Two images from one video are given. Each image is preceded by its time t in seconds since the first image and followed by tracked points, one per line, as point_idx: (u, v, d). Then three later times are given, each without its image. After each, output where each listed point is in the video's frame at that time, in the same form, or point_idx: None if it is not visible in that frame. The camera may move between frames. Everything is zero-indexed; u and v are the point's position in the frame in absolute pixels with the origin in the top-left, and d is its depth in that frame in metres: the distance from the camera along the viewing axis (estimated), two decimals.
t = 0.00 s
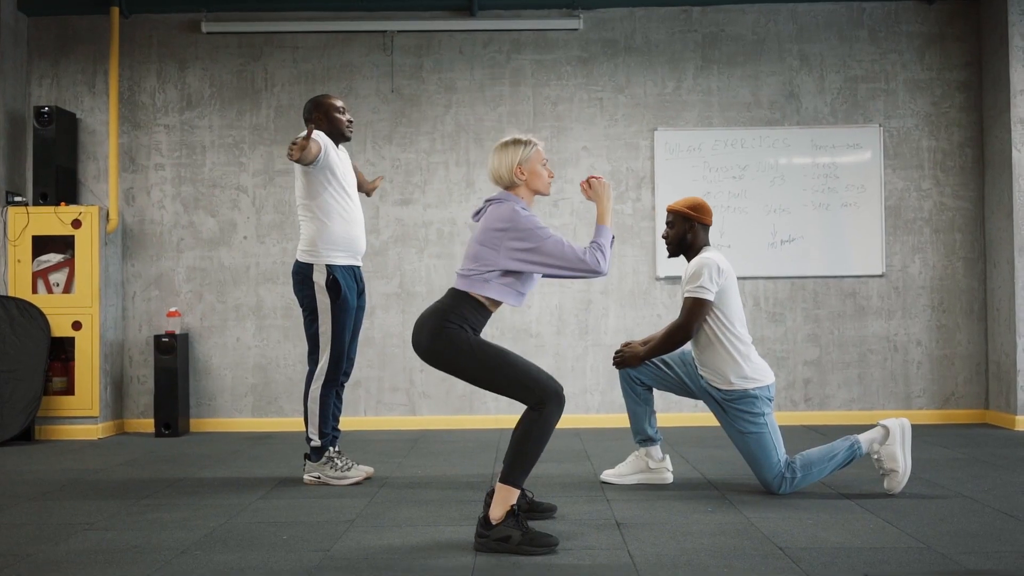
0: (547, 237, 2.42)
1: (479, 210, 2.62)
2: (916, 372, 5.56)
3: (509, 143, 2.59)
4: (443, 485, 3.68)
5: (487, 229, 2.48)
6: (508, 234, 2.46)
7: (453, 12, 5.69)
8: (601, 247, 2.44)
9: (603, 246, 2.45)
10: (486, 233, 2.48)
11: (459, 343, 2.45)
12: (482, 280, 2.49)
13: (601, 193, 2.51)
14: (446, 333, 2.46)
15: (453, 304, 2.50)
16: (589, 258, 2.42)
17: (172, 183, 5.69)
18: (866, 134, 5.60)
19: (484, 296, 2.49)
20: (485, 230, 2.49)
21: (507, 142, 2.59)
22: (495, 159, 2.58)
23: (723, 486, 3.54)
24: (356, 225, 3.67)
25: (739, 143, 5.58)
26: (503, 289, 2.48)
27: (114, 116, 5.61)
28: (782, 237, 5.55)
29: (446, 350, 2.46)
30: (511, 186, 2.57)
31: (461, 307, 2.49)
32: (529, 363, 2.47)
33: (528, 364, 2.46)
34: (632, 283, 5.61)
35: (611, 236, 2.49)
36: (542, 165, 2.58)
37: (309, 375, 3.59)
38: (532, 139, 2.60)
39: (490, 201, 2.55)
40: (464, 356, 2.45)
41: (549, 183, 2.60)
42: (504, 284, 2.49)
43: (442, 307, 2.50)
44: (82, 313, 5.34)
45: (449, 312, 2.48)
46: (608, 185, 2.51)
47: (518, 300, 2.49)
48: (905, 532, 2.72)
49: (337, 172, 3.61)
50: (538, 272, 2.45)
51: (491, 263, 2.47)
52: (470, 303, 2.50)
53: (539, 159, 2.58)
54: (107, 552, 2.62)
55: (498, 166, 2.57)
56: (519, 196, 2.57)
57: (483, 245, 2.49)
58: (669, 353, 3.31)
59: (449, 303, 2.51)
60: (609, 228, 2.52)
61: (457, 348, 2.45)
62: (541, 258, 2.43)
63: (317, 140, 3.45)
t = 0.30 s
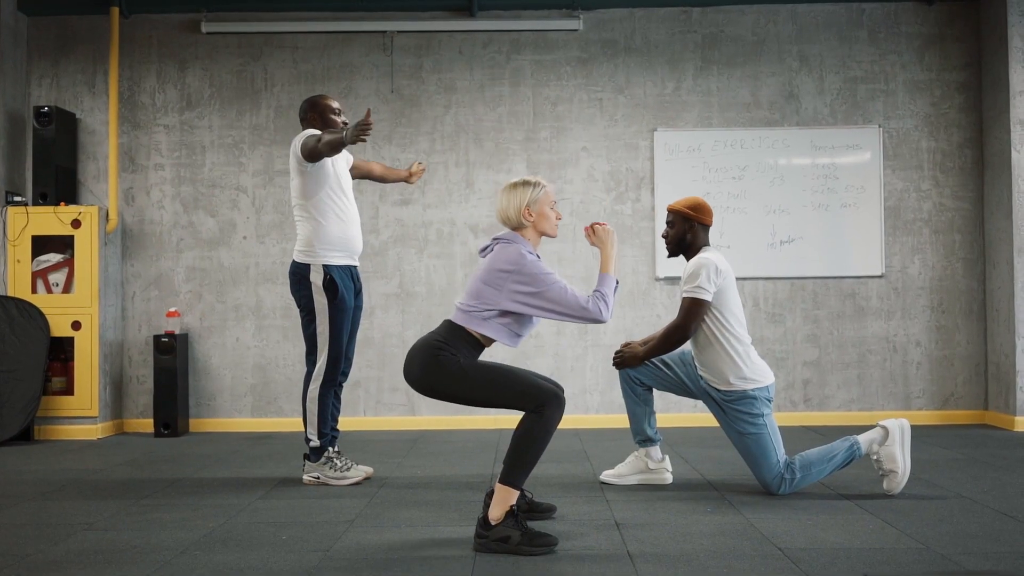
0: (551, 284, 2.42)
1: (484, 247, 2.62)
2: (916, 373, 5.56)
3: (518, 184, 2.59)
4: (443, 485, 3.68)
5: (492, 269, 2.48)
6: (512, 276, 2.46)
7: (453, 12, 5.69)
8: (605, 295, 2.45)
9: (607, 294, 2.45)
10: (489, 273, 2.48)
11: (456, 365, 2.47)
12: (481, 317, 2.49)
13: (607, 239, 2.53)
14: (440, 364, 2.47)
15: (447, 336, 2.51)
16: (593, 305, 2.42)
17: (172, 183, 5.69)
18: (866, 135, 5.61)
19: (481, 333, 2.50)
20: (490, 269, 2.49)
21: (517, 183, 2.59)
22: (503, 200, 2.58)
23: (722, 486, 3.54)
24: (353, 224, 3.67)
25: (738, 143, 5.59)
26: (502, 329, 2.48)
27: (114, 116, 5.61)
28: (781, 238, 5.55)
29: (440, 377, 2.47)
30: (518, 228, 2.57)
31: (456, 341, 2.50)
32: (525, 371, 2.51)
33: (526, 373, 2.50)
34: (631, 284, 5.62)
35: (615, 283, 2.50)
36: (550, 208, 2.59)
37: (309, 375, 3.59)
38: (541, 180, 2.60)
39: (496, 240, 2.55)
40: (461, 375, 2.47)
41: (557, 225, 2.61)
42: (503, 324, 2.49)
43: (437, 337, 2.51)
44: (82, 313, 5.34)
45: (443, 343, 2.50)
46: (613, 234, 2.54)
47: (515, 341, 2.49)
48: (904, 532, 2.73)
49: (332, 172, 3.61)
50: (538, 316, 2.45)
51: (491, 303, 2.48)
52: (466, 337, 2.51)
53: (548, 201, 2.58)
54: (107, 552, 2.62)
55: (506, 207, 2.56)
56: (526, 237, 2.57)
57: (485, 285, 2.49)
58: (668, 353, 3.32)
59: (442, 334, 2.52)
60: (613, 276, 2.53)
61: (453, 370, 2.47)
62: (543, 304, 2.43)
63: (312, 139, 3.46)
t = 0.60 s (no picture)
0: (552, 289, 2.43)
1: (485, 248, 2.62)
2: (916, 373, 5.56)
3: (520, 187, 2.60)
4: (443, 485, 3.68)
5: (493, 271, 2.48)
6: (513, 280, 2.46)
7: (453, 12, 5.69)
8: (605, 301, 2.48)
9: (606, 300, 2.48)
10: (491, 276, 2.49)
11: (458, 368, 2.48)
12: (480, 319, 2.50)
13: (608, 244, 2.57)
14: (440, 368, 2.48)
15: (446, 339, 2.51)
16: (593, 311, 2.44)
17: (172, 184, 5.69)
18: (865, 135, 5.61)
19: (479, 335, 2.50)
20: (491, 272, 2.49)
21: (519, 186, 2.61)
22: (505, 204, 2.59)
23: (722, 487, 3.54)
24: (350, 225, 3.67)
25: (738, 143, 5.59)
26: (500, 331, 2.49)
27: (114, 117, 5.61)
28: (781, 238, 5.55)
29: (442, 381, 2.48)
30: (519, 230, 2.58)
31: (455, 343, 2.50)
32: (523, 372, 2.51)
33: (524, 375, 2.50)
34: (631, 284, 5.61)
35: (615, 290, 2.53)
36: (552, 212, 2.60)
37: (308, 375, 3.59)
38: (543, 183, 2.61)
39: (497, 242, 2.55)
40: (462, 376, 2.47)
41: (558, 229, 2.62)
42: (501, 327, 2.50)
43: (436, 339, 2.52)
44: (82, 314, 5.34)
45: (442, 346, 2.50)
46: (615, 239, 2.58)
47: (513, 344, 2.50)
48: (904, 532, 2.73)
49: (330, 171, 3.62)
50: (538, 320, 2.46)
51: (491, 306, 2.48)
52: (464, 340, 2.52)
53: (550, 205, 2.59)
54: (107, 552, 2.62)
55: (508, 210, 2.57)
56: (527, 241, 2.58)
57: (486, 287, 2.49)
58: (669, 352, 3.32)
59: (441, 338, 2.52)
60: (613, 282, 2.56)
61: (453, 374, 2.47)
62: (544, 308, 2.45)
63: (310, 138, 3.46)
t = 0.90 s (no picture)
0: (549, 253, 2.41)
1: (481, 221, 2.61)
2: (916, 373, 5.56)
3: (515, 156, 2.59)
4: (443, 485, 3.68)
5: (491, 241, 2.47)
6: (511, 248, 2.45)
7: (453, 13, 5.69)
8: (603, 266, 2.45)
9: (604, 266, 2.46)
10: (488, 246, 2.48)
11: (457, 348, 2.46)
12: (481, 290, 2.49)
13: (604, 210, 2.54)
14: (441, 347, 2.47)
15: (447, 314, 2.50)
16: (590, 276, 2.42)
17: (172, 184, 5.69)
18: (866, 135, 5.61)
19: (480, 307, 2.50)
20: (487, 243, 2.48)
21: (513, 155, 2.60)
22: (500, 173, 2.59)
23: (722, 487, 3.54)
24: (349, 225, 3.67)
25: (738, 143, 5.59)
26: (502, 301, 2.48)
27: (114, 118, 5.62)
28: (781, 238, 5.55)
29: (442, 361, 2.47)
30: (515, 200, 2.57)
31: (456, 315, 2.50)
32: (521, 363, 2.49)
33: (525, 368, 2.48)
34: (631, 284, 5.61)
35: (613, 254, 2.50)
36: (547, 179, 2.59)
37: (308, 376, 3.59)
38: (538, 153, 2.60)
39: (493, 214, 2.54)
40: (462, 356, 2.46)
41: (553, 198, 2.61)
42: (502, 297, 2.49)
43: (437, 314, 2.51)
44: (82, 315, 5.34)
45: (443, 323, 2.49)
46: (611, 203, 2.54)
47: (515, 314, 2.49)
48: (904, 532, 2.73)
49: (330, 171, 3.61)
50: (537, 289, 2.45)
51: (491, 277, 2.47)
52: (466, 311, 2.51)
53: (545, 173, 2.58)
54: (106, 553, 2.62)
55: (503, 179, 2.57)
56: (523, 210, 2.58)
57: (484, 257, 2.48)
58: (669, 352, 3.32)
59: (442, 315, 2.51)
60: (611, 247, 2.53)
61: (454, 355, 2.46)
62: (542, 274, 2.42)
63: (311, 139, 3.45)
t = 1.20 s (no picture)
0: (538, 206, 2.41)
1: (476, 177, 2.61)
2: (917, 373, 5.56)
3: (508, 109, 2.58)
4: (443, 485, 3.68)
5: (483, 198, 2.48)
6: (502, 204, 2.45)
7: (453, 13, 5.69)
8: (593, 222, 2.44)
9: (595, 222, 2.45)
10: (481, 203, 2.49)
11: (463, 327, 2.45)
12: (476, 249, 2.49)
13: (596, 165, 2.50)
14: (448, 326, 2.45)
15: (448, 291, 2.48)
16: (580, 232, 2.41)
17: (172, 184, 5.69)
18: (866, 135, 5.61)
19: (484, 266, 2.49)
20: (482, 198, 2.49)
21: (506, 108, 2.59)
22: (492, 124, 2.58)
23: (722, 487, 3.54)
24: (349, 225, 3.67)
25: (738, 144, 5.58)
26: (504, 258, 2.48)
27: (115, 117, 5.62)
28: (781, 238, 5.55)
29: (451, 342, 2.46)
30: (506, 152, 2.56)
31: (465, 278, 2.49)
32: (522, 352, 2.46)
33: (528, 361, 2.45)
34: (632, 284, 5.61)
35: (604, 212, 2.49)
36: (539, 133, 2.58)
37: (308, 376, 3.59)
38: (531, 106, 2.59)
39: (486, 169, 2.54)
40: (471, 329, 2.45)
41: (545, 152, 2.60)
42: (505, 254, 2.48)
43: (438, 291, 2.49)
44: (83, 315, 5.34)
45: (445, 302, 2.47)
46: (604, 159, 2.50)
47: (519, 269, 2.50)
48: (905, 533, 2.73)
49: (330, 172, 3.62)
50: (533, 244, 2.44)
51: (490, 234, 2.47)
52: (473, 272, 2.50)
53: (536, 126, 2.57)
54: (107, 553, 2.62)
55: (495, 131, 2.56)
56: (514, 162, 2.56)
57: (477, 214, 2.49)
58: (669, 352, 3.32)
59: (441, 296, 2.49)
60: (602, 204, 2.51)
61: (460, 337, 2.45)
62: (534, 228, 2.42)
63: (313, 140, 3.45)
